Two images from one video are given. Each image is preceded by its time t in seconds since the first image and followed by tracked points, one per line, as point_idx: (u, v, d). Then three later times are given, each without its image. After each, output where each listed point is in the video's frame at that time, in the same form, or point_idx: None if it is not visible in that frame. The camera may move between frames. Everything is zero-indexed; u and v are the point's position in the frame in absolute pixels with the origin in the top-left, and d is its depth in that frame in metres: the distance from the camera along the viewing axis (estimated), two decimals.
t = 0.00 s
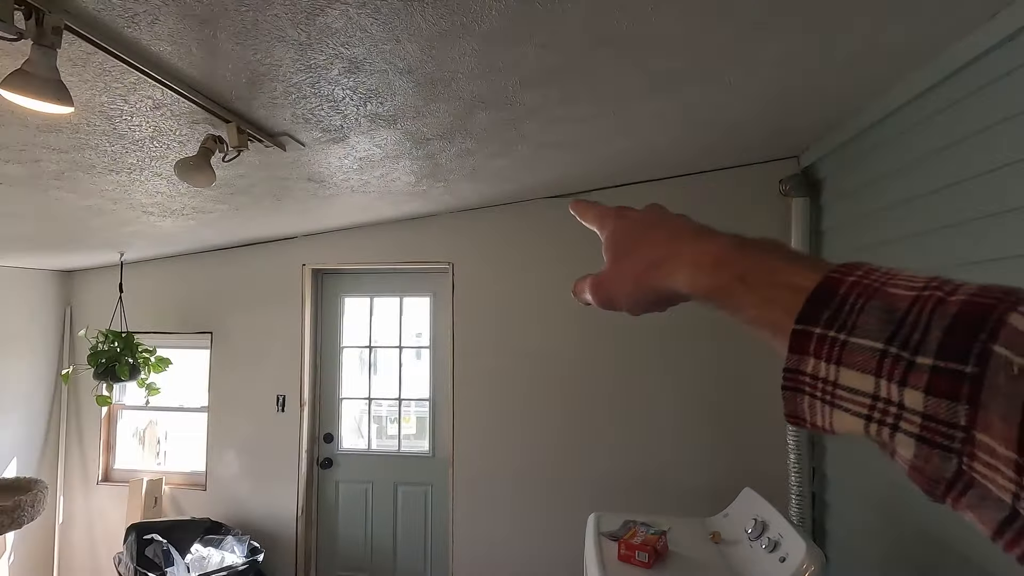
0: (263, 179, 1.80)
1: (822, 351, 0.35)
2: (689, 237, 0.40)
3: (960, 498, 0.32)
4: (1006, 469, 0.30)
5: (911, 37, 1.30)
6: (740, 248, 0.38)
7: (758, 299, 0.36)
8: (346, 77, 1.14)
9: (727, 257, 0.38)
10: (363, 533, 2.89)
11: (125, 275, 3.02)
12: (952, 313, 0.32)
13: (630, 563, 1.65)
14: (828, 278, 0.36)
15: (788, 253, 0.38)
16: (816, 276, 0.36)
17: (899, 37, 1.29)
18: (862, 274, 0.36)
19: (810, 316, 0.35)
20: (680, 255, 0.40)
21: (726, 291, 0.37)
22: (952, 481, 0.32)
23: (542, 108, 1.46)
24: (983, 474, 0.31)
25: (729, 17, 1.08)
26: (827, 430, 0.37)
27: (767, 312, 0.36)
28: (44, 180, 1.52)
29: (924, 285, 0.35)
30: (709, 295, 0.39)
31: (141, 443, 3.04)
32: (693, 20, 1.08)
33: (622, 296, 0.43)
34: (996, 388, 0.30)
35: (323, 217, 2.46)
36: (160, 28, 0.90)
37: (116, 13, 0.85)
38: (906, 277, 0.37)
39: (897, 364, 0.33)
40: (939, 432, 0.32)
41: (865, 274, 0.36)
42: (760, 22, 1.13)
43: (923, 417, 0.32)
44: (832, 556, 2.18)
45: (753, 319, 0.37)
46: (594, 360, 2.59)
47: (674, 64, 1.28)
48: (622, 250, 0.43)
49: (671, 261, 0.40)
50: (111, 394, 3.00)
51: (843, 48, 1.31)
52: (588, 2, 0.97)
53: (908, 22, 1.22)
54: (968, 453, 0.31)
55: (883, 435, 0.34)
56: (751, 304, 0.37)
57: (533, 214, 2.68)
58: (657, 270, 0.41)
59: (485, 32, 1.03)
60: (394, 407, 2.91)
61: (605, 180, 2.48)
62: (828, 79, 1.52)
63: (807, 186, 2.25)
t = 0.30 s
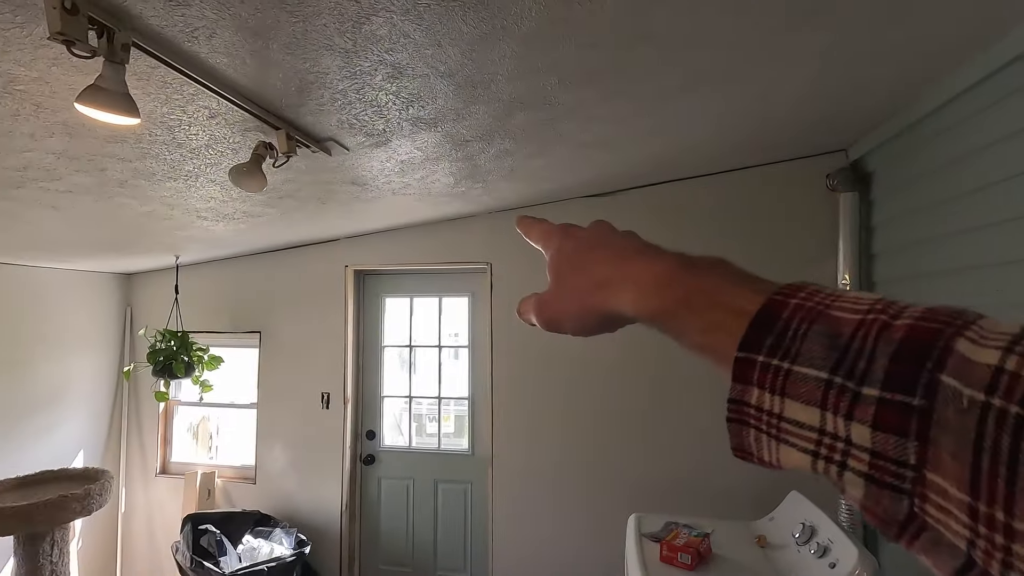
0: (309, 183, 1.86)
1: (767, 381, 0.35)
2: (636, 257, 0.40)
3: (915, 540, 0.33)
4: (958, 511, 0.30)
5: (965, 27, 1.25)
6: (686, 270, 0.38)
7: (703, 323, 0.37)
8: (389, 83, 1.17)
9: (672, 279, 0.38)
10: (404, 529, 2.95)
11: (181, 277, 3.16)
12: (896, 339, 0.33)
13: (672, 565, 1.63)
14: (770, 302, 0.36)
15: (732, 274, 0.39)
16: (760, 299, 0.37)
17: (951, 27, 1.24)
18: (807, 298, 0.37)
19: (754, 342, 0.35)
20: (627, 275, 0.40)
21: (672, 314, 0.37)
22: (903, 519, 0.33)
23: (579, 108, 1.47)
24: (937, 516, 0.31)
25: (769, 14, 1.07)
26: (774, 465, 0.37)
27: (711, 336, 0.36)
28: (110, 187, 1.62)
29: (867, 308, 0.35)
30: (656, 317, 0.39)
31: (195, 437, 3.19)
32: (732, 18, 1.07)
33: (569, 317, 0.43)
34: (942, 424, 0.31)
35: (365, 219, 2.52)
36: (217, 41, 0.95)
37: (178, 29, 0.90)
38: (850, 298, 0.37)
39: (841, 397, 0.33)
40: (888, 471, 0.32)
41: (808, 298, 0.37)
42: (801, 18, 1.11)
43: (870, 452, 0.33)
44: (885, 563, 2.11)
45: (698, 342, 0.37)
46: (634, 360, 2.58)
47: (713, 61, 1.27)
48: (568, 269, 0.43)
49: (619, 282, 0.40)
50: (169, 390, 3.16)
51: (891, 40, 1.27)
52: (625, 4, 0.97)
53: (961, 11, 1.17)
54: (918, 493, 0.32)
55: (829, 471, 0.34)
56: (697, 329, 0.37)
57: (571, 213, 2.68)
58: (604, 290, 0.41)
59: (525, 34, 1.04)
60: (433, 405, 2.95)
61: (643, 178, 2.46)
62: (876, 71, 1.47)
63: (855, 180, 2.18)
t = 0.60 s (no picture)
0: (355, 185, 1.92)
1: (709, 395, 0.30)
2: (587, 262, 0.35)
3: (863, 564, 0.29)
4: (907, 535, 0.26)
5: None
6: (630, 272, 0.34)
7: (648, 333, 0.32)
8: (434, 85, 1.20)
9: (613, 283, 0.33)
10: (446, 524, 3.01)
11: (234, 277, 3.30)
12: (842, 348, 0.29)
13: (719, 566, 1.61)
14: (716, 308, 0.31)
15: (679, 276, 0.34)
16: (706, 304, 0.32)
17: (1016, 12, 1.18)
18: (753, 304, 0.32)
19: (699, 352, 0.30)
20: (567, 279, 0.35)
21: (615, 324, 0.33)
22: (851, 547, 0.28)
23: (621, 105, 1.47)
24: (885, 541, 0.27)
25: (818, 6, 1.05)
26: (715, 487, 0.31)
27: (658, 349, 0.31)
28: (172, 192, 1.71)
29: (812, 314, 0.31)
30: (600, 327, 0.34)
31: (247, 431, 3.32)
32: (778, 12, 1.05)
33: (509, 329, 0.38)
34: (889, 441, 0.27)
35: (406, 220, 2.58)
36: (274, 51, 1.00)
37: (239, 40, 0.95)
38: (793, 305, 0.33)
39: (786, 412, 0.29)
40: (836, 491, 0.27)
41: (754, 304, 0.32)
42: (852, 9, 1.08)
43: (816, 473, 0.28)
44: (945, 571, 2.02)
45: (644, 355, 0.32)
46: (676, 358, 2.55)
47: (758, 55, 1.24)
48: (505, 277, 0.38)
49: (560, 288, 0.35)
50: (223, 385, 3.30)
51: (949, 28, 1.22)
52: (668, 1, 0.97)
53: None
54: (866, 517, 0.27)
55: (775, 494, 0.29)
56: (645, 339, 0.32)
57: (611, 212, 2.68)
58: (543, 299, 0.36)
59: (568, 33, 1.05)
60: (474, 403, 2.99)
61: (685, 174, 2.42)
62: (933, 60, 1.41)
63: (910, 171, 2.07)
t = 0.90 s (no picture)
0: (397, 187, 1.97)
1: (641, 428, 0.31)
2: (525, 287, 0.38)
3: None
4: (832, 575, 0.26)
5: None
6: (565, 300, 0.35)
7: (583, 361, 0.33)
8: (477, 89, 1.23)
9: (545, 312, 0.35)
10: (485, 520, 3.05)
11: (281, 277, 3.43)
12: (768, 381, 0.29)
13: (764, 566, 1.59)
14: (649, 336, 0.32)
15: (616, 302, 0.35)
16: (641, 332, 0.33)
17: None
18: (686, 331, 0.32)
19: (631, 383, 0.31)
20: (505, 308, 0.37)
21: (549, 351, 0.34)
22: None
23: (661, 103, 1.47)
24: None
25: None
26: (651, 520, 0.32)
27: (592, 377, 0.33)
28: (227, 197, 1.80)
29: (741, 342, 0.32)
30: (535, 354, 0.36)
31: (292, 426, 3.44)
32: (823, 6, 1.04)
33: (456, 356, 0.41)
34: (813, 478, 0.27)
35: (446, 220, 2.63)
36: (327, 61, 1.05)
37: (295, 52, 1.00)
38: (726, 331, 0.33)
39: (715, 447, 0.29)
40: (763, 529, 0.28)
41: (686, 331, 0.32)
42: None
43: (745, 510, 0.28)
44: None
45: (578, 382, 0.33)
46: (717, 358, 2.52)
47: (803, 49, 1.23)
48: (454, 307, 0.41)
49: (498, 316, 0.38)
50: (272, 381, 3.43)
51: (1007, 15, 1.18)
52: None
53: None
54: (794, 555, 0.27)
55: (706, 531, 0.29)
56: (582, 367, 0.33)
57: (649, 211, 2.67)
58: (485, 326, 0.39)
59: (609, 34, 1.06)
60: (513, 401, 3.02)
61: (725, 171, 2.39)
62: (990, 48, 1.36)
63: (966, 165, 2.00)
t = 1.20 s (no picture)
0: (437, 187, 2.01)
1: (624, 470, 0.32)
2: (488, 314, 0.41)
3: None
4: None
5: None
6: (536, 330, 0.38)
7: (558, 395, 0.35)
8: (518, 88, 1.25)
9: (514, 341, 0.38)
10: (522, 516, 3.07)
11: (324, 276, 3.53)
12: (754, 420, 0.30)
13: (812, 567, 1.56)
14: (627, 370, 0.34)
15: (586, 329, 0.37)
16: (621, 365, 0.35)
17: None
18: (665, 363, 0.34)
19: (610, 421, 0.33)
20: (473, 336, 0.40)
21: (522, 381, 0.37)
22: None
23: (701, 99, 1.45)
24: None
25: None
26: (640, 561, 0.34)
27: (568, 411, 0.35)
28: (276, 198, 1.87)
29: (723, 375, 0.33)
30: (507, 381, 0.38)
31: (335, 420, 3.55)
32: None
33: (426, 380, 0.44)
34: (805, 525, 0.28)
35: (484, 219, 2.66)
36: (374, 65, 1.08)
37: (345, 57, 1.04)
38: (710, 361, 0.35)
39: (703, 491, 0.31)
40: None
41: (666, 362, 0.34)
42: None
43: (736, 558, 0.30)
44: None
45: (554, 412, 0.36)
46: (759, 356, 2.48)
47: (852, 39, 1.20)
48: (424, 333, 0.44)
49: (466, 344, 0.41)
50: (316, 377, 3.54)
51: None
52: None
53: None
54: None
55: None
56: (557, 401, 0.35)
57: (687, 208, 2.65)
58: (449, 351, 0.42)
59: (652, 29, 1.06)
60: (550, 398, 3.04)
61: (767, 165, 2.34)
62: None
63: None
